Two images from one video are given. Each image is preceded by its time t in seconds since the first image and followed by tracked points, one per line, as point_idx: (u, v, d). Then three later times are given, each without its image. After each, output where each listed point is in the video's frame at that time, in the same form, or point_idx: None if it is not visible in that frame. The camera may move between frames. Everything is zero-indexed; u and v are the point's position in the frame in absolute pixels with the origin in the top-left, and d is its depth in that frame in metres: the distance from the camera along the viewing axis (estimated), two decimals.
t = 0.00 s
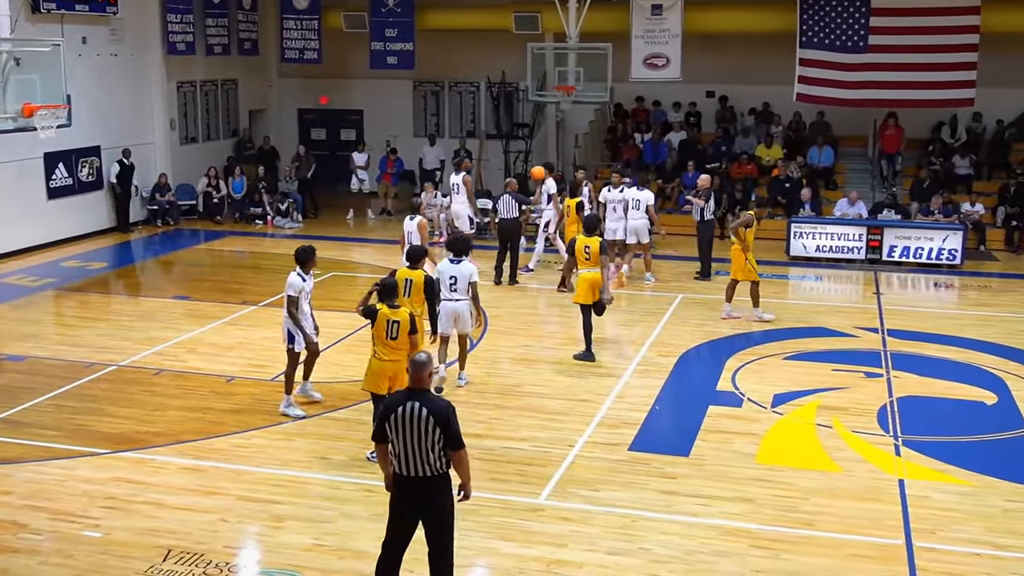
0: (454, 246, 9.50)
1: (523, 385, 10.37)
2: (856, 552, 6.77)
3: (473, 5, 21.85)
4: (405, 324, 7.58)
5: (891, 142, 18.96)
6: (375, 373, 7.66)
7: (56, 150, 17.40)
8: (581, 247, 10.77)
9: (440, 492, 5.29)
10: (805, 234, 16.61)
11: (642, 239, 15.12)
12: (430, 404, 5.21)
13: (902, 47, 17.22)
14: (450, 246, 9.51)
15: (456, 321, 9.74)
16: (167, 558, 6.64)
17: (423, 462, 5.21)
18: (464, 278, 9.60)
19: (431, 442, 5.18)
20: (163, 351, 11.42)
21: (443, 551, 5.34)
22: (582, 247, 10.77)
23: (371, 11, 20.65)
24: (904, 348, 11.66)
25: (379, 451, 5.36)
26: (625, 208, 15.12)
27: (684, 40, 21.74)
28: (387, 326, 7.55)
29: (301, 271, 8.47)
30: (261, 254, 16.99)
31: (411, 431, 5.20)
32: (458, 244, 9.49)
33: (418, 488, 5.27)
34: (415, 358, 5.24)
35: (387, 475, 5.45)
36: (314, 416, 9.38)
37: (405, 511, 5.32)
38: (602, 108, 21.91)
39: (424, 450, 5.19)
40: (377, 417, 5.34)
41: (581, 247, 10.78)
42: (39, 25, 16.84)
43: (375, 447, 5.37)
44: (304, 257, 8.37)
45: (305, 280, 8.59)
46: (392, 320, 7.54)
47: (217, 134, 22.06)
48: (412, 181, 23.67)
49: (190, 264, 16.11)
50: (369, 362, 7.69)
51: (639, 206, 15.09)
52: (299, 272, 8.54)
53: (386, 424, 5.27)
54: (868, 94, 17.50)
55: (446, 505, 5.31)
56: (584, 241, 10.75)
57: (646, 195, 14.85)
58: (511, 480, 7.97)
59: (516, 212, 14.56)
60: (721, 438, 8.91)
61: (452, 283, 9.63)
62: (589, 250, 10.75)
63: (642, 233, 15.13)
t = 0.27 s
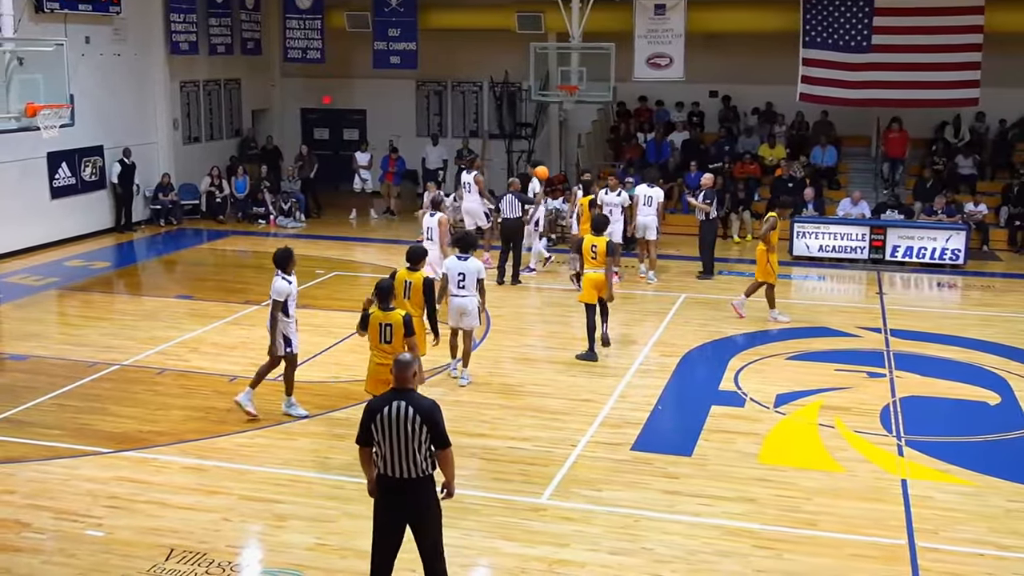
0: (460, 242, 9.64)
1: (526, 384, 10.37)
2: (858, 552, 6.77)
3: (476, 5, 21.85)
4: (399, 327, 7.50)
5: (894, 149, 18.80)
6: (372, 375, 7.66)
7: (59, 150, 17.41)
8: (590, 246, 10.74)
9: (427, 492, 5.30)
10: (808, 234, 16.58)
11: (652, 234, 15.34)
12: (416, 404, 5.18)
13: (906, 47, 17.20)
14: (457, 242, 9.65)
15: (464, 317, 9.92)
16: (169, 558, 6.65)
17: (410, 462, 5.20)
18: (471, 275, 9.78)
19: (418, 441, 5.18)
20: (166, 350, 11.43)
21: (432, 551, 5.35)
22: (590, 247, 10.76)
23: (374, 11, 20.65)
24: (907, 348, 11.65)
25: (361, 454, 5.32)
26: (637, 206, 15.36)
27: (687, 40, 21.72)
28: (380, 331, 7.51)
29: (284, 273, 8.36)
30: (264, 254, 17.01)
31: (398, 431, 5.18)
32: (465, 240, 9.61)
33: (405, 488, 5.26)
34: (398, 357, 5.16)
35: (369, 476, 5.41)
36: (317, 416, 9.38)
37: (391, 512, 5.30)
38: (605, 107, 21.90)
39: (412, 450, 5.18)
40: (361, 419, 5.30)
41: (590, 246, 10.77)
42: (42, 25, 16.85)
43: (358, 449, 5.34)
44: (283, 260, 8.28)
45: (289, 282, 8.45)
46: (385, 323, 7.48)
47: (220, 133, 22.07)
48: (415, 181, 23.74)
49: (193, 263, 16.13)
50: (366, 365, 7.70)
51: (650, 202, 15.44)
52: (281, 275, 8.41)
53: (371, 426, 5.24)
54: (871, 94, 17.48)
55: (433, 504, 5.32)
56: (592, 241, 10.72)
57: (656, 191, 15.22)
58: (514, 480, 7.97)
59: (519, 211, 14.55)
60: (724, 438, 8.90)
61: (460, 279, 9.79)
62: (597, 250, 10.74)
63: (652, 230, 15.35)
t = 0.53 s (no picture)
0: (462, 240, 9.62)
1: (529, 385, 10.37)
2: (861, 553, 6.77)
3: (479, 5, 21.85)
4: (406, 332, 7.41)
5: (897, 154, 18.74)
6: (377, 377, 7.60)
7: (62, 150, 17.43)
8: (604, 243, 10.84)
9: (416, 494, 5.30)
10: (812, 235, 16.55)
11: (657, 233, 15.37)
12: (405, 404, 5.21)
13: (910, 48, 17.18)
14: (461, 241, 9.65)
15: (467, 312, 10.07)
16: (173, 557, 6.66)
17: (400, 463, 5.22)
18: (476, 271, 9.96)
19: (408, 442, 5.20)
20: (169, 350, 11.45)
21: (422, 554, 5.33)
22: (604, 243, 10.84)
23: (377, 11, 20.67)
24: (910, 349, 11.64)
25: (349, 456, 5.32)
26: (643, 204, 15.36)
27: (690, 40, 21.71)
28: (387, 334, 7.42)
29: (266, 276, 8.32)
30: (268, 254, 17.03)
31: (387, 432, 5.20)
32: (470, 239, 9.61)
33: (394, 490, 5.26)
34: (388, 358, 5.22)
35: (357, 480, 5.42)
36: (321, 416, 9.39)
37: (381, 515, 5.30)
38: (609, 107, 21.90)
39: (401, 451, 5.20)
40: (350, 421, 5.32)
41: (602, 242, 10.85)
42: (46, 25, 16.88)
43: (347, 452, 5.35)
44: (265, 264, 8.27)
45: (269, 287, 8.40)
46: (392, 328, 7.40)
47: (224, 133, 22.09)
48: (418, 181, 23.77)
49: (196, 263, 16.15)
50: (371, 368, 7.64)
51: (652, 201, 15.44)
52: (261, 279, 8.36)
53: (360, 427, 5.26)
54: (874, 94, 17.47)
55: (422, 506, 5.31)
56: (607, 238, 10.82)
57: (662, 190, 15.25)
58: (517, 480, 7.98)
59: (522, 211, 14.55)
60: (727, 439, 8.90)
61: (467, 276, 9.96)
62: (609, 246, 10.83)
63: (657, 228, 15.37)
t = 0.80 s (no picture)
0: (467, 235, 9.95)
1: (532, 385, 10.38)
2: (864, 554, 6.76)
3: (483, 6, 21.85)
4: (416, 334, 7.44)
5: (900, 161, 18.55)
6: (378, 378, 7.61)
7: (66, 150, 17.44)
8: (611, 242, 10.94)
9: (412, 495, 5.30)
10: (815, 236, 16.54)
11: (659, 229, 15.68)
12: (401, 405, 5.21)
13: (915, 49, 17.14)
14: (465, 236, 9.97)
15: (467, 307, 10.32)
16: (176, 558, 6.66)
17: (395, 465, 5.22)
18: (480, 267, 10.22)
19: (403, 443, 5.20)
20: (173, 351, 11.46)
21: (418, 555, 5.32)
22: (610, 242, 10.92)
23: (381, 12, 20.67)
24: (913, 351, 11.63)
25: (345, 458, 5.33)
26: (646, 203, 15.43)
27: (694, 40, 21.69)
28: (397, 337, 7.44)
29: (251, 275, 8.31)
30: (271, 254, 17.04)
31: (382, 433, 5.20)
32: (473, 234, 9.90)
33: (390, 491, 5.27)
34: (384, 360, 5.24)
35: (354, 481, 5.43)
36: (326, 416, 9.41)
37: (377, 516, 5.30)
38: (612, 108, 21.89)
39: (396, 452, 5.20)
40: (346, 423, 5.33)
41: (609, 242, 10.91)
42: (50, 26, 16.89)
43: (343, 453, 5.35)
44: (251, 262, 8.26)
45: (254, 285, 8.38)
46: (402, 330, 7.42)
47: (227, 134, 22.10)
48: (421, 182, 23.78)
49: (199, 264, 16.17)
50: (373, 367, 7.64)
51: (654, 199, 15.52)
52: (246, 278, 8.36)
53: (355, 429, 5.26)
54: (878, 95, 17.44)
55: (418, 507, 5.31)
56: (613, 237, 10.91)
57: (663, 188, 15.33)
58: (519, 481, 7.98)
59: (526, 212, 14.56)
60: (730, 440, 8.90)
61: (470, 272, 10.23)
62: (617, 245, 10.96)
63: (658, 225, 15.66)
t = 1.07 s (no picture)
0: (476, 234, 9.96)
1: (534, 386, 10.37)
2: (867, 556, 6.75)
3: (486, 7, 21.84)
4: (416, 336, 7.38)
5: (904, 167, 18.46)
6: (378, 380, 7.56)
7: (70, 151, 17.47)
8: (614, 243, 10.96)
9: (411, 496, 5.29)
10: (818, 237, 16.54)
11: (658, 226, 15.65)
12: (399, 407, 5.19)
13: (919, 50, 17.12)
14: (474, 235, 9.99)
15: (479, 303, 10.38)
16: (178, 558, 6.67)
17: (394, 466, 5.21)
18: (488, 266, 10.24)
19: (402, 445, 5.18)
20: (176, 351, 11.47)
21: (419, 555, 5.33)
22: (612, 244, 10.94)
23: (384, 13, 20.69)
24: (916, 352, 11.60)
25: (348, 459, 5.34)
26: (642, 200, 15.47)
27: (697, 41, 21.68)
28: (397, 339, 7.38)
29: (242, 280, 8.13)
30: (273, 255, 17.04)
31: (381, 435, 5.19)
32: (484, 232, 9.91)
33: (390, 492, 5.26)
34: (383, 360, 5.23)
35: (358, 481, 5.43)
36: (329, 416, 9.42)
37: (377, 517, 5.31)
38: (616, 109, 21.91)
39: (395, 453, 5.19)
40: (346, 424, 5.32)
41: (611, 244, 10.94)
42: (54, 27, 16.90)
43: (345, 453, 5.35)
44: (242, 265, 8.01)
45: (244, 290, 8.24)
46: (403, 332, 7.36)
47: (231, 135, 22.13)
48: (424, 183, 23.81)
49: (203, 265, 16.18)
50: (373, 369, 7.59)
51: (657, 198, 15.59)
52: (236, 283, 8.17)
53: (355, 430, 5.26)
54: (882, 96, 17.40)
55: (418, 508, 5.30)
56: (615, 239, 10.93)
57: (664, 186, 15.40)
58: (522, 482, 7.98)
59: (529, 212, 14.57)
60: (733, 441, 8.89)
61: (477, 270, 10.24)
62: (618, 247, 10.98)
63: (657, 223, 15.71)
